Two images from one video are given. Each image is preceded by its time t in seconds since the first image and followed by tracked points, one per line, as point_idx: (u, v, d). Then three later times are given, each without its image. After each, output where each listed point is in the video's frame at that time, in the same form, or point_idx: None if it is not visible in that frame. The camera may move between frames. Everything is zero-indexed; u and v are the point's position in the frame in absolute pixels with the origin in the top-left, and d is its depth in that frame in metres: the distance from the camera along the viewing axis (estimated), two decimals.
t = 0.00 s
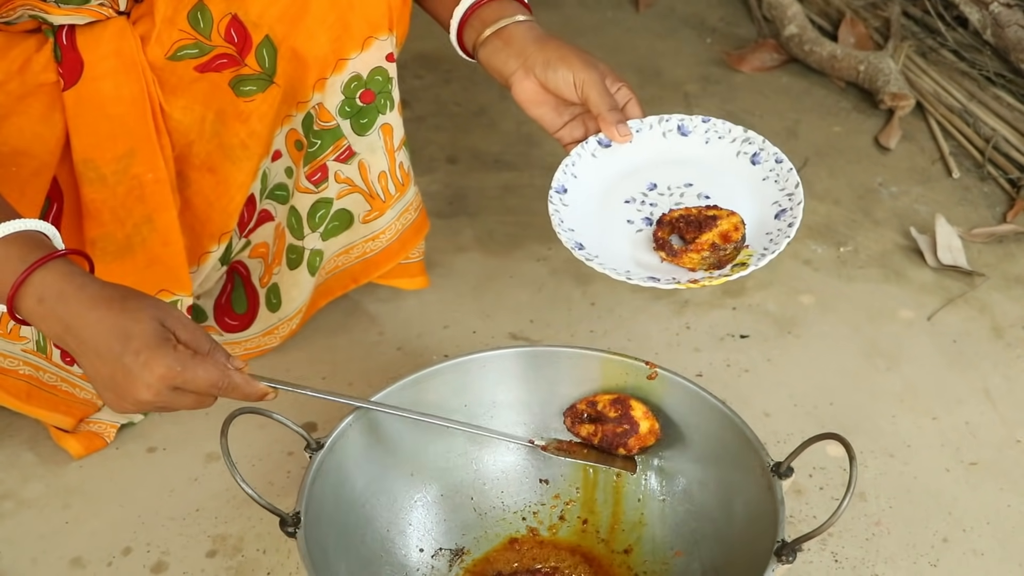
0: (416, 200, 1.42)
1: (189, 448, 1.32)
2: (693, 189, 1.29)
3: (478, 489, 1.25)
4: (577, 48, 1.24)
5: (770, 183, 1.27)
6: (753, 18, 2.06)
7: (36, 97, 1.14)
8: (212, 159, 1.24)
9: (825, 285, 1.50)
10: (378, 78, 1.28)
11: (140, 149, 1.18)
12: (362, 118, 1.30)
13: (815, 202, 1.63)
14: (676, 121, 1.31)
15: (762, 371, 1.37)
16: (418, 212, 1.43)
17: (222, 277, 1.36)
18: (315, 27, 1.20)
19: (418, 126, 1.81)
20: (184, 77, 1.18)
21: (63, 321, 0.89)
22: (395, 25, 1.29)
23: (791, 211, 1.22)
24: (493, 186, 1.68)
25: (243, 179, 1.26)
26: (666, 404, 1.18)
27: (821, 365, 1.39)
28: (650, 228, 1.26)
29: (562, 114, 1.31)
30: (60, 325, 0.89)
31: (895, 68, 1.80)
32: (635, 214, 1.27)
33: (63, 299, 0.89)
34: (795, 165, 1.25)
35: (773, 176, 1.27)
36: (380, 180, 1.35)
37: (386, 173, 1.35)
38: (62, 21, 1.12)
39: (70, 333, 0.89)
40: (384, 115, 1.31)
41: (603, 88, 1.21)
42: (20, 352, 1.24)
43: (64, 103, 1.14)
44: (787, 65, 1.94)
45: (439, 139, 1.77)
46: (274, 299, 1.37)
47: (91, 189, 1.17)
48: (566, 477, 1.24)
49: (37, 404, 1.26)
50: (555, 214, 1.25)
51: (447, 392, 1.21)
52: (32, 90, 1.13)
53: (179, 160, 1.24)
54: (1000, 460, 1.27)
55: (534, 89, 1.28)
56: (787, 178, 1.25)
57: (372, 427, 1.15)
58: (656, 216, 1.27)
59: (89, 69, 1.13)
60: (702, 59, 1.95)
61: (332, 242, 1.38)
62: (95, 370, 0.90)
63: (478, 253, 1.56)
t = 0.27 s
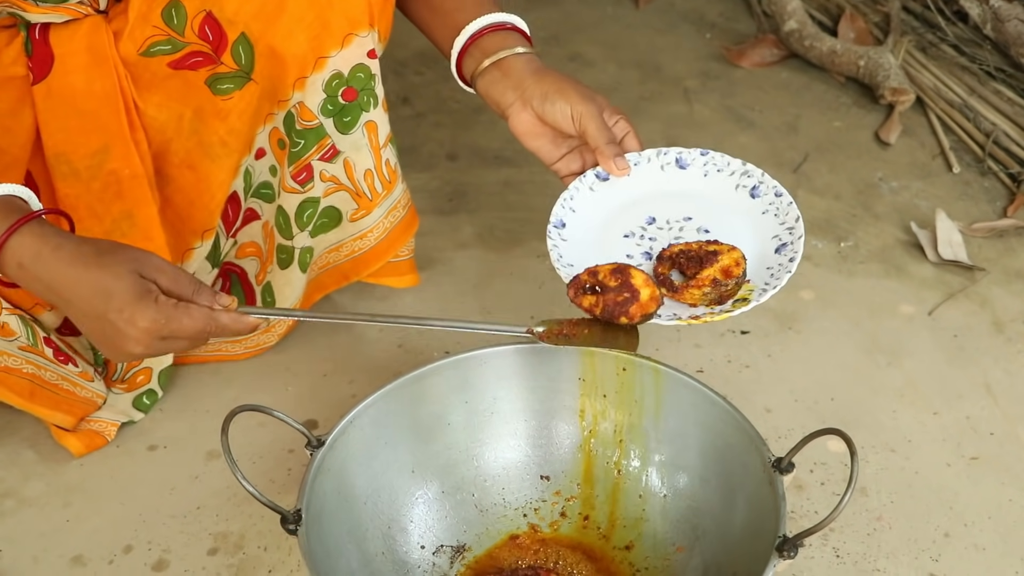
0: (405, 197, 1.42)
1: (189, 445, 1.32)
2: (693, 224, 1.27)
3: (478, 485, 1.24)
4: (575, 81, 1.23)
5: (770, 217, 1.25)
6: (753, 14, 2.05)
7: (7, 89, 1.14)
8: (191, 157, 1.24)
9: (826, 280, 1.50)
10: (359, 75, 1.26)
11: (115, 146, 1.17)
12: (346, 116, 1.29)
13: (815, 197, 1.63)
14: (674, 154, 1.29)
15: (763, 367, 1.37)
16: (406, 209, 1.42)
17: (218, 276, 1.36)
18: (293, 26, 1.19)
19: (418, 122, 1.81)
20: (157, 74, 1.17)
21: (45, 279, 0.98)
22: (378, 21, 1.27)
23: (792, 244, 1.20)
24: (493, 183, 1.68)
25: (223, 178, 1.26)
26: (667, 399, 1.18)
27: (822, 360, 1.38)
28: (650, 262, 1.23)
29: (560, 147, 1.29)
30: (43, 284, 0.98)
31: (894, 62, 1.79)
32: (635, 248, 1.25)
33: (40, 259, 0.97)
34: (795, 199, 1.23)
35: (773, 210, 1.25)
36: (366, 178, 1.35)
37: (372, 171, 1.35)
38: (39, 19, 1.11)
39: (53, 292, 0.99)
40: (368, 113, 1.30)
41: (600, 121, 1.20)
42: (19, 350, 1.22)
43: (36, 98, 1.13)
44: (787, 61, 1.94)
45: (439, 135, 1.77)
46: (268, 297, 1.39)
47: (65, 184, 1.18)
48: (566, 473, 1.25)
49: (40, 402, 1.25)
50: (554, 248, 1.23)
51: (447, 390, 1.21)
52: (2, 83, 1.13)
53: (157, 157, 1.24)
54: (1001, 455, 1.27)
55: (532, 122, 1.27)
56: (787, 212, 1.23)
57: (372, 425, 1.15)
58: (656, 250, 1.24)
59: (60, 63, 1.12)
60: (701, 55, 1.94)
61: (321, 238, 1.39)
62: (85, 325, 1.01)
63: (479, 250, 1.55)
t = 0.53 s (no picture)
0: (396, 191, 1.41)
1: (190, 444, 1.32)
2: (668, 210, 1.27)
3: (479, 483, 1.24)
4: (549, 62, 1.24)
5: (746, 206, 1.25)
6: (752, 11, 2.05)
7: None
8: (173, 146, 1.25)
9: (825, 277, 1.50)
10: (347, 70, 1.28)
11: (95, 132, 1.17)
12: (334, 110, 1.29)
13: (814, 195, 1.63)
14: (652, 139, 1.29)
15: (762, 364, 1.37)
16: (398, 204, 1.42)
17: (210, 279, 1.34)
18: (277, 19, 1.19)
19: (418, 120, 1.80)
20: (137, 63, 1.18)
21: (49, 226, 0.99)
22: (364, 14, 1.28)
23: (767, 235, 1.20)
24: (492, 180, 1.68)
25: (205, 168, 1.27)
26: (667, 396, 1.18)
27: (822, 358, 1.38)
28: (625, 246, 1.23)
29: (536, 129, 1.31)
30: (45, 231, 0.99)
31: (894, 59, 1.79)
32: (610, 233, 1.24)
33: (43, 207, 0.99)
34: (771, 190, 1.23)
35: (748, 200, 1.25)
36: (355, 172, 1.35)
37: (361, 166, 1.35)
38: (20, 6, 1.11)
39: (58, 238, 0.99)
40: (356, 107, 1.31)
41: (577, 102, 1.22)
42: (16, 344, 1.22)
43: (14, 84, 1.14)
44: (786, 58, 1.94)
45: (439, 133, 1.76)
46: (264, 293, 1.37)
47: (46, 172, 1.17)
48: (567, 471, 1.25)
49: (42, 397, 1.25)
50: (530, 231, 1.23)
51: (447, 388, 1.21)
52: None
53: (139, 146, 1.25)
54: (1001, 452, 1.27)
55: (508, 104, 1.29)
56: (763, 202, 1.23)
57: (371, 423, 1.15)
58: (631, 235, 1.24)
59: (38, 50, 1.13)
60: (701, 52, 1.94)
61: (311, 231, 1.39)
62: (89, 270, 1.01)
63: (479, 247, 1.55)
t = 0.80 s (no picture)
0: (390, 188, 1.42)
1: (189, 444, 1.32)
2: (661, 173, 1.31)
3: (478, 483, 1.25)
4: (537, 38, 1.29)
5: (738, 162, 1.29)
6: (750, 10, 2.05)
7: None
8: (161, 141, 1.25)
9: (824, 276, 1.50)
10: (339, 67, 1.28)
11: (84, 124, 1.17)
12: (326, 108, 1.29)
13: (812, 194, 1.63)
14: (639, 105, 1.33)
15: (761, 363, 1.37)
16: (391, 202, 1.42)
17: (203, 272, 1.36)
18: (268, 16, 1.20)
19: (417, 120, 1.81)
20: (125, 58, 1.18)
21: (33, 181, 0.99)
22: (355, 12, 1.29)
23: (759, 189, 1.25)
24: (491, 180, 1.67)
25: (193, 163, 1.28)
26: (666, 394, 1.18)
27: (820, 356, 1.39)
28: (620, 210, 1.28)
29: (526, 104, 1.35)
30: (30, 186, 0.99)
31: (891, 58, 1.79)
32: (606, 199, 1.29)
33: (28, 162, 0.99)
34: (760, 144, 1.27)
35: (739, 156, 1.29)
36: (348, 170, 1.35)
37: (354, 164, 1.35)
38: None
39: (43, 192, 0.99)
40: (348, 105, 1.31)
41: (566, 76, 1.26)
42: (14, 342, 1.23)
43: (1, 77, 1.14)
44: (783, 57, 1.94)
45: (437, 133, 1.76)
46: (259, 290, 1.37)
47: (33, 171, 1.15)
48: (566, 470, 1.25)
49: (42, 394, 1.26)
50: (525, 203, 1.27)
51: (446, 388, 1.21)
52: None
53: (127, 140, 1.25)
54: (999, 450, 1.27)
55: (497, 80, 1.33)
56: (753, 157, 1.28)
57: (370, 423, 1.15)
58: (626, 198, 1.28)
59: (24, 44, 1.13)
60: (699, 51, 1.95)
61: (303, 228, 1.40)
62: (76, 223, 1.01)
63: (477, 247, 1.55)
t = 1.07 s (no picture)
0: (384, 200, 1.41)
1: (186, 455, 1.32)
2: (662, 169, 1.32)
3: (475, 495, 1.25)
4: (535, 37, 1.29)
5: (739, 157, 1.31)
6: (747, 23, 2.06)
7: None
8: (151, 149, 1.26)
9: (820, 288, 1.50)
10: (333, 79, 1.28)
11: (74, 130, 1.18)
12: (320, 119, 1.30)
13: (809, 206, 1.64)
14: (638, 102, 1.34)
15: (758, 375, 1.38)
16: (385, 214, 1.41)
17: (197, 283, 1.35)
18: (261, 27, 1.21)
19: (414, 131, 1.81)
20: (117, 65, 1.19)
21: (11, 134, 0.98)
22: (350, 23, 1.29)
23: (762, 185, 1.26)
24: (488, 192, 1.68)
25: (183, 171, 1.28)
26: (662, 408, 1.19)
27: (816, 369, 1.39)
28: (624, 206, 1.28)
29: (525, 104, 1.36)
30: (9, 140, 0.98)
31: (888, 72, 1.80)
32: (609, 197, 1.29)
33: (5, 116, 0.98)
34: (761, 141, 1.29)
35: (740, 152, 1.31)
36: (341, 181, 1.36)
37: (348, 176, 1.36)
38: None
39: (21, 146, 0.99)
40: (342, 117, 1.31)
41: (564, 74, 1.26)
42: (9, 352, 1.23)
43: None
44: (780, 69, 1.95)
45: (435, 144, 1.77)
46: (254, 302, 1.37)
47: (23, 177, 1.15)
48: (562, 483, 1.26)
49: (38, 404, 1.26)
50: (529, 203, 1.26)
51: (442, 399, 1.21)
52: None
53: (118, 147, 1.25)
54: (995, 463, 1.27)
55: (495, 80, 1.34)
56: (754, 153, 1.29)
57: (367, 435, 1.15)
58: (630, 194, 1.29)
59: (15, 49, 1.14)
60: (696, 64, 1.95)
61: (296, 238, 1.39)
62: (58, 177, 1.00)
63: (474, 259, 1.56)
